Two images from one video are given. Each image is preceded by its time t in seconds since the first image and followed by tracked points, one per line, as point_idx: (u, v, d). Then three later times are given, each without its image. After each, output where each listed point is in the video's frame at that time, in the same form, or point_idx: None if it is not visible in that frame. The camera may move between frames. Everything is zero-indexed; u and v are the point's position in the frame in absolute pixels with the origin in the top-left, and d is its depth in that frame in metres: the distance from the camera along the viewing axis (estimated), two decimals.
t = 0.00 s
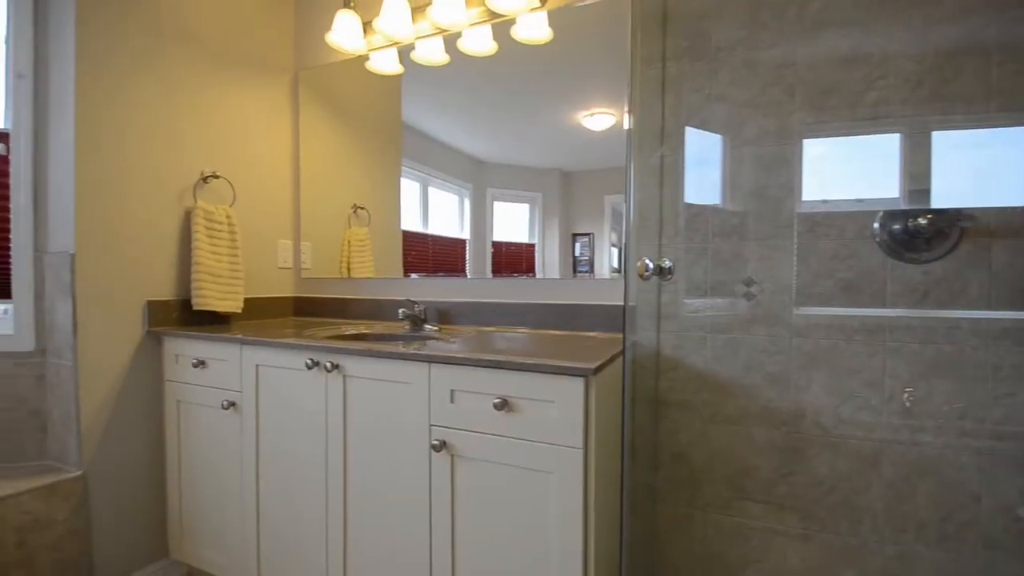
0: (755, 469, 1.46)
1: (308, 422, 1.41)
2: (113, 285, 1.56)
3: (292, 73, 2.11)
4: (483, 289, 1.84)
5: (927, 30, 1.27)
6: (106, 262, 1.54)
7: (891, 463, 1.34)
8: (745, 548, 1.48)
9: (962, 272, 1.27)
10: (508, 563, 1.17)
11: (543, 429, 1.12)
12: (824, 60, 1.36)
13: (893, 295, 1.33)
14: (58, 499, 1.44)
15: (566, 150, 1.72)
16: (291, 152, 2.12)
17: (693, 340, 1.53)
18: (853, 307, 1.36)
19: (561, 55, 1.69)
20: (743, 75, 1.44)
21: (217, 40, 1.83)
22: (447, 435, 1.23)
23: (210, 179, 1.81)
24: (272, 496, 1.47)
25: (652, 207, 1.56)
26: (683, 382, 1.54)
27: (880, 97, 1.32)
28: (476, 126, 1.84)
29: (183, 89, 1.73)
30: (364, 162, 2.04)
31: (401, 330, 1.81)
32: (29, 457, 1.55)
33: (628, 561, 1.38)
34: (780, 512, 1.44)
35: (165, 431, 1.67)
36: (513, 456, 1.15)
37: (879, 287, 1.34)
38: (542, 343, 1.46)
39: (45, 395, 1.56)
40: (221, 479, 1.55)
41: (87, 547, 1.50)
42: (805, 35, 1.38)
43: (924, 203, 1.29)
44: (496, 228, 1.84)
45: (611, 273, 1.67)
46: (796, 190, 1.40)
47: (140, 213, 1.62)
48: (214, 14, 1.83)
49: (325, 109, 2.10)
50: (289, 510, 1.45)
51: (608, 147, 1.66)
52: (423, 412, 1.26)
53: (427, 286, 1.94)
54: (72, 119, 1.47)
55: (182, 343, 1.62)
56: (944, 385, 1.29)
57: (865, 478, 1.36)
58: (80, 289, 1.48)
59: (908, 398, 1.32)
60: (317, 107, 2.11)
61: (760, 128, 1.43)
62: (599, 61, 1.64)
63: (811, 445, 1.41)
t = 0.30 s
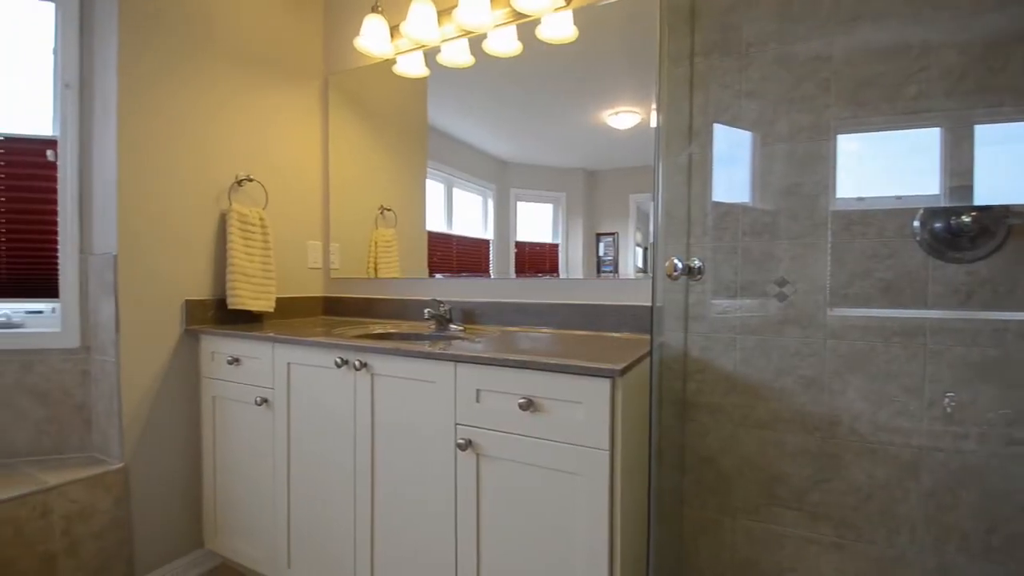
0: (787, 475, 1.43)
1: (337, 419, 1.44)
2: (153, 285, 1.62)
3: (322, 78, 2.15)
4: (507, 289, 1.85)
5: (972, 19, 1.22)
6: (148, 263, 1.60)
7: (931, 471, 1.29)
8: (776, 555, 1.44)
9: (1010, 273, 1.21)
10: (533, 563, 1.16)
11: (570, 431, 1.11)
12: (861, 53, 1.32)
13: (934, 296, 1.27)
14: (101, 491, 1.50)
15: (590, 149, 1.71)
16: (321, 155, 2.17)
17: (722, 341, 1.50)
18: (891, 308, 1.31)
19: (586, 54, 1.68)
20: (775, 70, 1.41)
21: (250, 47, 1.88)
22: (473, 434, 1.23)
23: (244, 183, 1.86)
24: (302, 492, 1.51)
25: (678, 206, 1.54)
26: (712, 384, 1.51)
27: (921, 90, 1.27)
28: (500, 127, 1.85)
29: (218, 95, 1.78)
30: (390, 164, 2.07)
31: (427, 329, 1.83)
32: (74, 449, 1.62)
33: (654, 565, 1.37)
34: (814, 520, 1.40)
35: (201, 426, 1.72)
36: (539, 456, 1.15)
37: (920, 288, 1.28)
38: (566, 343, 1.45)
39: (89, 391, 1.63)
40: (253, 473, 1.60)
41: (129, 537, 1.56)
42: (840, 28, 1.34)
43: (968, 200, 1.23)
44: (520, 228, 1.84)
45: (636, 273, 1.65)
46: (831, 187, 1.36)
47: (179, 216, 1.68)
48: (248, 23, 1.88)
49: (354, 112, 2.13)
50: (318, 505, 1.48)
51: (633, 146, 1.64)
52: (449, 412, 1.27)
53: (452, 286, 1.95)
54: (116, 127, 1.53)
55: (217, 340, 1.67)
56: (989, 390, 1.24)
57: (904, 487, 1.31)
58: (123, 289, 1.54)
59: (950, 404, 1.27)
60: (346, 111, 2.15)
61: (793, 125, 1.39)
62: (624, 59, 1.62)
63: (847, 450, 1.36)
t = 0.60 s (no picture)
0: (830, 483, 1.38)
1: (373, 417, 1.47)
2: (200, 286, 1.69)
3: (357, 83, 2.20)
4: (537, 290, 1.85)
5: None
6: (196, 265, 1.67)
7: (988, 482, 1.22)
8: (818, 566, 1.39)
9: None
10: (567, 565, 1.16)
11: (603, 433, 1.10)
12: (910, 43, 1.26)
13: (992, 298, 1.20)
14: (151, 481, 1.58)
15: (622, 148, 1.69)
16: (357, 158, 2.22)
17: (762, 343, 1.46)
18: (944, 310, 1.25)
19: (618, 51, 1.66)
20: (818, 63, 1.36)
21: (290, 55, 1.94)
22: (506, 434, 1.24)
23: (285, 187, 1.93)
24: (339, 487, 1.55)
25: (713, 205, 1.50)
26: (750, 388, 1.47)
27: (976, 80, 1.20)
28: (530, 127, 1.85)
29: (261, 103, 1.85)
30: (423, 166, 2.10)
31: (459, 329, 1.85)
32: (127, 440, 1.71)
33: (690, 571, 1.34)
34: (859, 530, 1.35)
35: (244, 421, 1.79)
36: (572, 458, 1.14)
37: (976, 288, 1.22)
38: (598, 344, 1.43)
39: (141, 385, 1.71)
40: (293, 468, 1.65)
41: (177, 525, 1.64)
42: (888, 17, 1.28)
43: None
44: (550, 228, 1.84)
45: (669, 273, 1.62)
46: (878, 183, 1.30)
47: (224, 220, 1.75)
48: (288, 32, 1.94)
49: (388, 116, 2.18)
50: (354, 500, 1.51)
51: (666, 144, 1.61)
52: (482, 411, 1.28)
53: (483, 286, 1.96)
54: (167, 135, 1.61)
55: (260, 338, 1.73)
56: None
57: (957, 498, 1.25)
58: (174, 290, 1.62)
59: (1009, 412, 1.20)
60: (380, 115, 2.20)
61: (837, 119, 1.34)
62: (658, 55, 1.59)
63: (895, 459, 1.30)
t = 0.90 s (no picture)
0: (870, 491, 1.32)
1: (403, 415, 1.50)
2: (239, 286, 1.75)
3: (387, 87, 2.24)
4: (564, 290, 1.84)
5: None
6: (234, 265, 1.74)
7: None
8: None
9: None
10: (595, 568, 1.15)
11: (632, 435, 1.09)
12: (958, 32, 1.20)
13: None
14: (191, 473, 1.64)
15: (650, 146, 1.67)
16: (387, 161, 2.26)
17: (798, 345, 1.41)
18: (994, 312, 1.19)
19: (647, 47, 1.64)
20: (857, 55, 1.31)
21: (323, 61, 1.99)
22: (533, 434, 1.24)
23: (318, 190, 1.98)
24: (369, 484, 1.58)
25: (747, 203, 1.47)
26: (785, 391, 1.43)
27: None
28: (556, 127, 1.85)
29: (295, 108, 1.90)
30: (451, 167, 2.13)
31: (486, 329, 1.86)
32: (169, 434, 1.79)
33: None
34: (901, 541, 1.29)
35: (279, 417, 1.85)
36: (601, 459, 1.13)
37: None
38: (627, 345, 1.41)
39: (182, 381, 1.79)
40: (325, 463, 1.69)
41: (215, 517, 1.70)
42: (934, 6, 1.22)
43: None
44: (576, 229, 1.83)
45: (698, 273, 1.58)
46: (922, 180, 1.25)
47: (261, 222, 1.81)
48: (321, 38, 1.99)
49: (417, 119, 2.21)
50: (384, 497, 1.54)
51: (696, 141, 1.57)
52: (510, 411, 1.28)
53: (509, 286, 1.97)
54: (207, 141, 1.67)
55: (294, 337, 1.78)
56: None
57: (1009, 511, 1.18)
58: (214, 290, 1.68)
59: None
60: (409, 118, 2.23)
61: (878, 113, 1.29)
62: (689, 51, 1.56)
63: (940, 468, 1.24)
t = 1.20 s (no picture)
0: (918, 502, 1.26)
1: (435, 413, 1.52)
2: (277, 286, 1.81)
3: (418, 91, 2.28)
4: (593, 290, 1.83)
5: None
6: (274, 266, 1.80)
7: None
8: None
9: None
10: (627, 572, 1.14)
11: (666, 438, 1.07)
12: (1016, 18, 1.13)
13: None
14: (234, 465, 1.71)
15: (682, 144, 1.63)
16: (418, 163, 2.30)
17: (840, 348, 1.36)
18: None
19: (680, 43, 1.60)
20: (905, 45, 1.26)
21: (358, 67, 2.04)
22: (564, 435, 1.23)
23: (353, 192, 2.03)
24: (401, 480, 1.61)
25: (786, 201, 1.43)
26: (826, 395, 1.38)
27: None
28: (585, 126, 1.84)
29: (331, 114, 1.95)
30: (481, 169, 2.14)
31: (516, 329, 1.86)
32: (212, 427, 1.86)
33: None
34: (952, 556, 1.23)
35: (315, 413, 1.90)
36: (633, 462, 1.12)
37: None
38: (659, 346, 1.39)
39: (225, 377, 1.86)
40: (359, 459, 1.73)
41: (254, 509, 1.76)
42: None
43: None
44: (606, 228, 1.82)
45: (732, 273, 1.54)
46: (975, 175, 1.18)
47: (299, 224, 1.86)
48: (356, 45, 2.04)
49: (448, 121, 2.24)
50: (416, 494, 1.56)
51: (731, 138, 1.53)
52: (540, 412, 1.28)
53: (538, 287, 1.97)
54: (249, 146, 1.73)
55: (330, 335, 1.83)
56: None
57: None
58: (255, 290, 1.75)
59: None
60: (440, 121, 2.26)
61: (927, 105, 1.23)
62: (724, 45, 1.52)
63: (996, 480, 1.18)
